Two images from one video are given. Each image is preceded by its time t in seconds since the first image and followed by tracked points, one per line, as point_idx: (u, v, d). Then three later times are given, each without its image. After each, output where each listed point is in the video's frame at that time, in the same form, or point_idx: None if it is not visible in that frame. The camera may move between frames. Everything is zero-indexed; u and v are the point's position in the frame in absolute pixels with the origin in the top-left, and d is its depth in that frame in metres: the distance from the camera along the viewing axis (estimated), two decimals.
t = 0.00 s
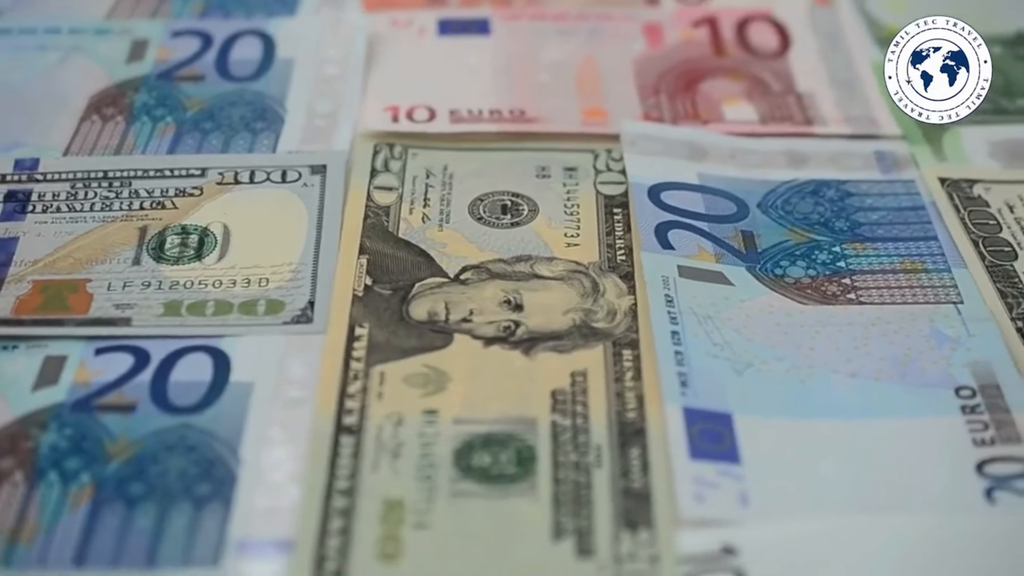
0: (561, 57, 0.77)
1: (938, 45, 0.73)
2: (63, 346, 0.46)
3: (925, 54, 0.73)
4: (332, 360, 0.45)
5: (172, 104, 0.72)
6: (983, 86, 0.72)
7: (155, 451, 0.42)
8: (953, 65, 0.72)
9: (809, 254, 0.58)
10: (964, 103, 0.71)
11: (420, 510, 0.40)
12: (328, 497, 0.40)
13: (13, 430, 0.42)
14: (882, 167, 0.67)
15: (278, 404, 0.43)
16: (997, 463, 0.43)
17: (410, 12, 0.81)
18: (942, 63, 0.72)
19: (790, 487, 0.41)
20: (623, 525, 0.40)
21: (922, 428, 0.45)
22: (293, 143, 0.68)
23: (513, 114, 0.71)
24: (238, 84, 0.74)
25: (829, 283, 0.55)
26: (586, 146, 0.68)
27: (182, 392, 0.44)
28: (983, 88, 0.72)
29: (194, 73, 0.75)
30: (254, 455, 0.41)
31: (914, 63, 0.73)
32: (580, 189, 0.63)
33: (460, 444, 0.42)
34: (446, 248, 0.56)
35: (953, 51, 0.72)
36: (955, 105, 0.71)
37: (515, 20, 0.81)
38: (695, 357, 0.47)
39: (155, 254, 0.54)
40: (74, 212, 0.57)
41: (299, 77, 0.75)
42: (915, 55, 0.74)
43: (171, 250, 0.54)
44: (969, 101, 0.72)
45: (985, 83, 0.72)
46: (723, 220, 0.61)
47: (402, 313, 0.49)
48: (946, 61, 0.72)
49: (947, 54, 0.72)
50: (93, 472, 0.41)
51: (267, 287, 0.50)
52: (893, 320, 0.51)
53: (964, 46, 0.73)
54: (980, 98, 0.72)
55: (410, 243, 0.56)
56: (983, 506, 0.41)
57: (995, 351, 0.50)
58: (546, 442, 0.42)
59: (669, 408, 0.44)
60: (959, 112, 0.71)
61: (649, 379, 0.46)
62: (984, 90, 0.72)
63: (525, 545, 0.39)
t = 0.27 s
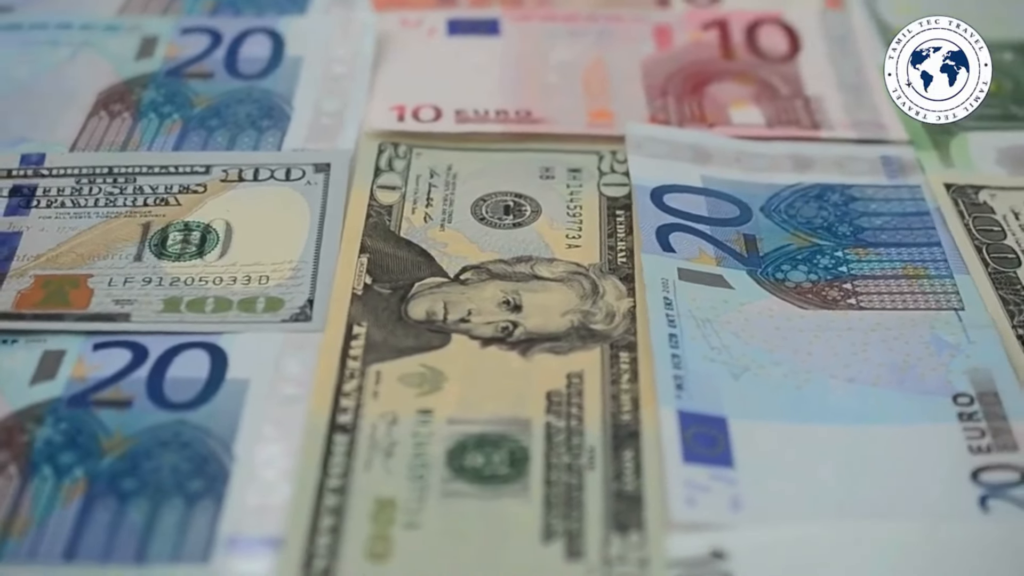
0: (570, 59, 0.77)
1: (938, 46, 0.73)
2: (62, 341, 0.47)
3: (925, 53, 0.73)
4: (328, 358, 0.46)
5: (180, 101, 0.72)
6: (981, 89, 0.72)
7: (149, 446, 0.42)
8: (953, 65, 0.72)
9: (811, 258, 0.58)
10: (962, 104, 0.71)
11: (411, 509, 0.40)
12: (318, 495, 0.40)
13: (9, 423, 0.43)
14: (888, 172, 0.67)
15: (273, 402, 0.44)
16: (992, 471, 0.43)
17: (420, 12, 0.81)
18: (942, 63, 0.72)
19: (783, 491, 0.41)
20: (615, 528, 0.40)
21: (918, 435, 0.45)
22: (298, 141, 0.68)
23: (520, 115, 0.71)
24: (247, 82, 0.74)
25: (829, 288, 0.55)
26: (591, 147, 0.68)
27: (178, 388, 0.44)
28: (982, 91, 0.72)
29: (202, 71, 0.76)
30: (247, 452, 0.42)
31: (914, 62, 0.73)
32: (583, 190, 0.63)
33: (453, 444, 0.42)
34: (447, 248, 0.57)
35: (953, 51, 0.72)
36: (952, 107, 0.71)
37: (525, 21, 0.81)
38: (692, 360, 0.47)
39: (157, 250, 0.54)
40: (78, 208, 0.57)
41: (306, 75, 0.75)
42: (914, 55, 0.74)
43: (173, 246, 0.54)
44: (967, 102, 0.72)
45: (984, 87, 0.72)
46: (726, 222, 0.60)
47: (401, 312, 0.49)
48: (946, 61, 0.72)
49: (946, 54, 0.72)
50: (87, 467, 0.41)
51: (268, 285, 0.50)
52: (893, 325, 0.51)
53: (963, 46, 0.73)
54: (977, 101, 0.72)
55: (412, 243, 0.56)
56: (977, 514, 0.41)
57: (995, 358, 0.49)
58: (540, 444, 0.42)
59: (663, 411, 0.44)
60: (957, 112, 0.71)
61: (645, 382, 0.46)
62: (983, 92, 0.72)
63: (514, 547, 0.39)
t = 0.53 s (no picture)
0: (581, 60, 0.77)
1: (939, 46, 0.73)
2: (61, 334, 0.47)
3: (925, 53, 0.73)
4: (323, 356, 0.46)
5: (191, 97, 0.73)
6: (980, 92, 0.72)
7: (141, 440, 0.42)
8: (953, 65, 0.72)
9: (813, 265, 0.58)
10: (960, 105, 0.71)
11: (398, 509, 0.40)
12: (306, 492, 0.41)
13: (5, 415, 0.43)
14: (897, 179, 0.66)
15: (266, 399, 0.44)
16: (984, 482, 0.43)
17: (434, 11, 0.81)
18: (942, 63, 0.72)
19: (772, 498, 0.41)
20: (600, 532, 0.40)
21: (911, 445, 0.44)
22: (306, 139, 0.68)
23: (528, 116, 0.71)
24: (258, 79, 0.75)
25: (829, 295, 0.55)
26: (598, 150, 0.68)
27: (172, 382, 0.45)
28: (981, 93, 0.72)
29: (215, 67, 0.76)
30: (238, 449, 0.42)
31: (914, 63, 0.73)
32: (588, 193, 0.63)
33: (443, 444, 0.42)
34: (448, 248, 0.57)
35: (953, 51, 0.72)
36: (950, 107, 0.71)
37: (539, 22, 0.81)
38: (686, 365, 0.47)
39: (160, 245, 0.55)
40: (84, 201, 0.57)
41: (318, 74, 0.75)
42: (915, 56, 0.74)
43: (176, 242, 0.55)
44: (965, 103, 0.72)
45: (983, 90, 0.72)
46: (729, 227, 0.60)
47: (398, 311, 0.49)
48: (946, 61, 0.72)
49: (947, 54, 0.73)
50: (78, 459, 0.42)
51: (267, 282, 0.50)
52: (892, 332, 0.51)
53: (963, 47, 0.73)
54: (975, 104, 0.72)
55: (413, 242, 0.56)
56: (967, 526, 0.41)
57: (994, 369, 0.49)
58: (530, 446, 0.43)
59: (655, 415, 0.44)
60: (955, 113, 0.71)
61: (639, 386, 0.46)
62: (982, 95, 0.72)
63: (499, 548, 0.39)
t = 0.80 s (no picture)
0: (590, 62, 0.77)
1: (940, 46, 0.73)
2: (60, 329, 0.48)
3: (925, 54, 0.73)
4: (319, 353, 0.47)
5: (199, 94, 0.73)
6: (979, 94, 0.72)
7: (134, 436, 0.43)
8: (952, 65, 0.72)
9: (815, 270, 0.57)
10: (958, 107, 0.71)
11: (389, 507, 0.40)
12: (297, 490, 0.41)
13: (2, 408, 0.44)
14: (902, 185, 0.66)
15: (261, 397, 0.45)
16: (978, 490, 0.43)
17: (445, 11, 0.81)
18: (942, 63, 0.72)
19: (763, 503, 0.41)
20: (590, 535, 0.40)
21: (906, 452, 0.44)
22: (313, 138, 0.69)
23: (534, 117, 0.71)
24: (266, 77, 0.75)
25: (830, 300, 0.55)
26: (603, 153, 0.68)
27: (168, 379, 0.45)
28: (980, 95, 0.72)
29: (224, 65, 0.76)
30: (230, 446, 0.42)
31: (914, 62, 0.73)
32: (591, 195, 0.63)
33: (436, 444, 0.42)
34: (449, 249, 0.57)
35: (953, 51, 0.72)
36: (947, 108, 0.71)
37: (550, 23, 0.80)
38: (683, 369, 0.47)
39: (163, 241, 0.55)
40: (89, 197, 0.58)
41: (326, 72, 0.75)
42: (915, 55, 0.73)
43: (179, 238, 0.55)
44: (962, 105, 0.71)
45: (982, 92, 0.72)
46: (731, 231, 0.60)
47: (397, 311, 0.50)
48: (946, 61, 0.72)
49: (947, 54, 0.72)
50: (72, 454, 0.42)
51: (268, 279, 0.50)
52: (892, 338, 0.51)
53: (964, 47, 0.73)
54: (974, 105, 0.71)
55: (415, 242, 0.57)
56: (959, 535, 0.41)
57: (993, 376, 0.49)
58: (523, 448, 0.43)
59: (649, 418, 0.44)
60: (952, 113, 0.71)
61: (635, 389, 0.46)
62: (980, 97, 0.72)
63: (487, 548, 0.39)
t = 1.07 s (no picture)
0: (600, 63, 0.76)
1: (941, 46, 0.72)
2: (60, 322, 0.49)
3: (925, 53, 0.72)
4: (316, 349, 0.47)
5: (208, 91, 0.73)
6: (978, 96, 0.71)
7: (127, 431, 0.44)
8: (952, 65, 0.71)
9: (815, 276, 0.57)
10: (956, 108, 0.70)
11: (379, 507, 0.41)
12: (288, 488, 0.42)
13: None
14: (910, 191, 0.65)
15: (256, 394, 0.45)
16: (970, 500, 0.43)
17: (457, 11, 0.81)
18: (942, 63, 0.71)
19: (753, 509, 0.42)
20: (576, 537, 0.40)
21: (897, 461, 0.44)
22: (321, 137, 0.69)
23: (541, 119, 0.70)
24: (276, 75, 0.75)
25: (829, 307, 0.54)
26: (609, 155, 0.67)
27: (164, 374, 0.46)
28: (978, 97, 0.71)
29: (235, 62, 0.77)
30: (222, 443, 0.43)
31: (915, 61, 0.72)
32: (595, 197, 0.63)
33: (427, 444, 0.43)
34: (450, 249, 0.57)
35: (953, 51, 0.71)
36: (945, 109, 0.70)
37: (562, 23, 0.80)
38: (677, 373, 0.47)
39: (165, 237, 0.55)
40: (94, 192, 0.58)
41: (336, 70, 0.75)
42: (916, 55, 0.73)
43: (181, 235, 0.55)
44: (960, 106, 0.70)
45: (981, 94, 0.71)
46: (734, 236, 0.60)
47: (394, 310, 0.50)
48: (946, 61, 0.71)
49: (947, 54, 0.71)
50: (65, 448, 0.43)
51: (267, 277, 0.51)
52: (891, 344, 0.51)
53: (964, 46, 0.72)
54: (972, 107, 0.70)
55: (416, 241, 0.57)
56: (949, 545, 0.41)
57: (992, 385, 0.48)
58: (513, 450, 0.43)
59: (642, 421, 0.44)
60: (949, 114, 0.70)
61: (630, 391, 0.46)
62: (979, 98, 0.71)
63: (472, 549, 0.40)
